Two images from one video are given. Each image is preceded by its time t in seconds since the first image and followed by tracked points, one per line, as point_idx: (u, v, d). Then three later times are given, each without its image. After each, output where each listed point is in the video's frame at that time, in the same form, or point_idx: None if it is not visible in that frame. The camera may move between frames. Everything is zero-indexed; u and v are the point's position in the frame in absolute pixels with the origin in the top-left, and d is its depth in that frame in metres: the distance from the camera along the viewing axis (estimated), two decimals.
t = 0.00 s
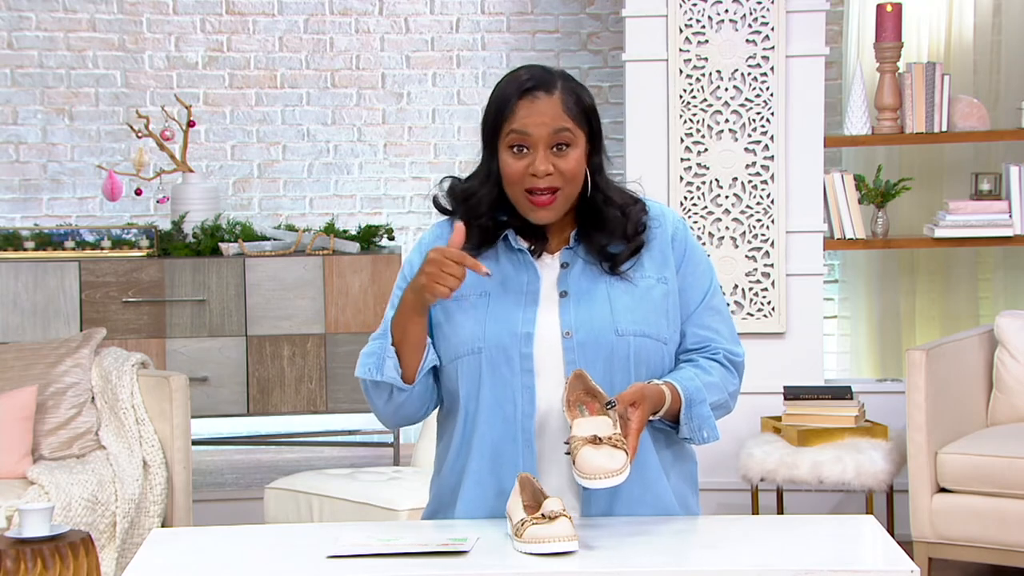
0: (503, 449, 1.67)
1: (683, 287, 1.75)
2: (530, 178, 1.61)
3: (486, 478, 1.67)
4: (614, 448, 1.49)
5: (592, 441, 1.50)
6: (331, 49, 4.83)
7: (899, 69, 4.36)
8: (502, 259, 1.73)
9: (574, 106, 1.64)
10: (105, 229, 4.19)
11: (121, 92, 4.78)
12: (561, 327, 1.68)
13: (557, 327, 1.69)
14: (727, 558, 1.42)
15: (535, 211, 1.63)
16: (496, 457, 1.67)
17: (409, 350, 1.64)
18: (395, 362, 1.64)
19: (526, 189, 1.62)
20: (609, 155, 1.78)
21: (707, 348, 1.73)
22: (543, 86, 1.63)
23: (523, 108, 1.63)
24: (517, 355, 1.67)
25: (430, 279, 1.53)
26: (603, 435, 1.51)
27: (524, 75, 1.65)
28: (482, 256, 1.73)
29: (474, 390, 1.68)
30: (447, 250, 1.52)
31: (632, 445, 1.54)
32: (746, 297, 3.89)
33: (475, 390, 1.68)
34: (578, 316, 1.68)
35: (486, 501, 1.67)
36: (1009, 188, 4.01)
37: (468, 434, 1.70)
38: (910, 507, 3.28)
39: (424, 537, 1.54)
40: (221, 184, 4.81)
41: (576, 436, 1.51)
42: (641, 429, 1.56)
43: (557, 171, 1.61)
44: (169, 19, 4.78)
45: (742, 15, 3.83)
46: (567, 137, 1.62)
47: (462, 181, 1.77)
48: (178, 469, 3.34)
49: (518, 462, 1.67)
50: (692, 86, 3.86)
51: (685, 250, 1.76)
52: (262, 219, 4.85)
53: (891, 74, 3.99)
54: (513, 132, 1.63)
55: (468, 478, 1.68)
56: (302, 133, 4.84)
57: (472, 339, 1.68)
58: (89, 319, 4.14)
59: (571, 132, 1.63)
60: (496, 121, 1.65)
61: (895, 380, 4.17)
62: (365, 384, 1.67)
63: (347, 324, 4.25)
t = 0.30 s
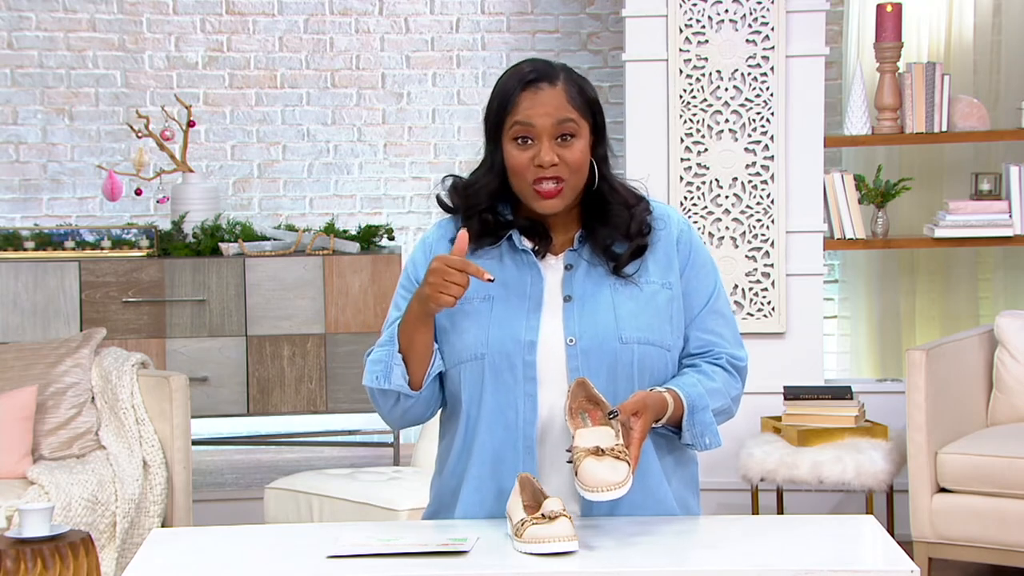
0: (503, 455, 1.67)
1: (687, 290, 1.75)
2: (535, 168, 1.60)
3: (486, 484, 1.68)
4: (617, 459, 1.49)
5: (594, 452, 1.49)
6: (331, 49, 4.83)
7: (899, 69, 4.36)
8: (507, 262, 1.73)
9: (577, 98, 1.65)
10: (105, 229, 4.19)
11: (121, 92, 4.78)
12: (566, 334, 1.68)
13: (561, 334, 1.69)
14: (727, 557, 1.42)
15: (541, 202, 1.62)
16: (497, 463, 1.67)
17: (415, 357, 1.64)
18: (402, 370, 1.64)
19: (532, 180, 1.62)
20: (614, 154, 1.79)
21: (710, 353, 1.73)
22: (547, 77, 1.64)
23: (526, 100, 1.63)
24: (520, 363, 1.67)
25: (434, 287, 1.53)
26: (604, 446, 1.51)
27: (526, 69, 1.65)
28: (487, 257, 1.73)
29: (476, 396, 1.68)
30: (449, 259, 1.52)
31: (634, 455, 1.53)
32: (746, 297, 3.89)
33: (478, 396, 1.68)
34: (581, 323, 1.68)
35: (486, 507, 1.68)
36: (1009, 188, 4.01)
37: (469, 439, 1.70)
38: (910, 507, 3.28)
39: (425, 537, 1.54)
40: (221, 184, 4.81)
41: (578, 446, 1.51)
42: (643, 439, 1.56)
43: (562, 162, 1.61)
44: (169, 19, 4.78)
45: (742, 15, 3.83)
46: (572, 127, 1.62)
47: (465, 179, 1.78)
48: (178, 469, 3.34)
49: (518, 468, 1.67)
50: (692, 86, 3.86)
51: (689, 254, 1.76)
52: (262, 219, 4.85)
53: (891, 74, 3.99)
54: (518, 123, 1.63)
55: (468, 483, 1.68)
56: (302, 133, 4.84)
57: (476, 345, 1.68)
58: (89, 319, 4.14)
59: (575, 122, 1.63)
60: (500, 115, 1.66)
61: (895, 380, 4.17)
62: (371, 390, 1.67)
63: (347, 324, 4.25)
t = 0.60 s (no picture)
0: (505, 455, 1.67)
1: (689, 291, 1.75)
2: (539, 168, 1.60)
3: (487, 484, 1.67)
4: (618, 461, 1.49)
5: (595, 454, 1.50)
6: (331, 49, 4.83)
7: (899, 69, 4.36)
8: (510, 262, 1.73)
9: (581, 99, 1.65)
10: (105, 229, 4.19)
11: (121, 92, 4.78)
12: (567, 335, 1.68)
13: (563, 335, 1.69)
14: (727, 558, 1.42)
15: (544, 203, 1.62)
16: (498, 464, 1.67)
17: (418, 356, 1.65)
18: (405, 370, 1.64)
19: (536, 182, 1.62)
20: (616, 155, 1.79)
21: (712, 355, 1.73)
22: (550, 77, 1.64)
23: (530, 100, 1.63)
24: (521, 363, 1.67)
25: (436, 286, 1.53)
26: (606, 448, 1.51)
27: (530, 69, 1.65)
28: (490, 256, 1.73)
29: (477, 396, 1.68)
30: (451, 259, 1.52)
31: (635, 458, 1.53)
32: (746, 296, 3.89)
33: (479, 397, 1.68)
34: (583, 324, 1.68)
35: (487, 506, 1.68)
36: (1009, 188, 4.01)
37: (470, 440, 1.70)
38: (910, 507, 3.28)
39: (425, 537, 1.54)
40: (222, 184, 4.81)
41: (579, 448, 1.51)
42: (644, 442, 1.56)
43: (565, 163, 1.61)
44: (169, 18, 4.78)
45: (742, 15, 3.83)
46: (575, 128, 1.62)
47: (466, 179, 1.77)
48: (178, 469, 3.34)
49: (519, 469, 1.66)
50: (692, 86, 3.86)
51: (691, 255, 1.76)
52: (262, 219, 4.85)
53: (891, 74, 3.99)
54: (521, 123, 1.63)
55: (469, 484, 1.68)
56: (302, 133, 4.84)
57: (477, 346, 1.68)
58: (89, 319, 4.14)
59: (579, 123, 1.63)
60: (504, 115, 1.65)
61: (895, 380, 4.17)
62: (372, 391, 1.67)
63: (347, 324, 4.25)
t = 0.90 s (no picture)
0: (505, 456, 1.67)
1: (690, 292, 1.75)
2: (534, 167, 1.60)
3: (487, 486, 1.67)
4: (618, 463, 1.50)
5: (595, 456, 1.50)
6: (331, 49, 4.83)
7: (899, 69, 4.36)
8: (511, 263, 1.73)
9: (582, 100, 1.65)
10: (105, 229, 4.19)
11: (121, 92, 4.78)
12: (567, 337, 1.68)
13: (564, 336, 1.69)
14: (727, 558, 1.42)
15: (540, 202, 1.61)
16: (499, 465, 1.67)
17: (419, 349, 1.65)
18: (405, 362, 1.65)
19: (531, 179, 1.61)
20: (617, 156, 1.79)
21: (713, 355, 1.73)
22: (551, 78, 1.64)
23: (530, 99, 1.63)
24: (522, 364, 1.67)
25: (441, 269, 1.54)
26: (606, 450, 1.52)
27: (533, 70, 1.66)
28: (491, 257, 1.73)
29: (477, 398, 1.68)
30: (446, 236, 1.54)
31: (635, 460, 1.54)
32: (746, 296, 3.89)
33: (479, 398, 1.68)
34: (584, 326, 1.68)
35: (488, 506, 1.68)
36: (1009, 188, 4.01)
37: (471, 440, 1.69)
38: (910, 507, 3.28)
39: (425, 537, 1.54)
40: (222, 184, 4.81)
41: (580, 450, 1.52)
42: (645, 443, 1.56)
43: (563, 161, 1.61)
44: (169, 19, 4.78)
45: (742, 15, 3.83)
46: (573, 129, 1.62)
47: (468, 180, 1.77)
48: (178, 469, 3.34)
49: (520, 469, 1.67)
50: (692, 86, 3.86)
51: (692, 256, 1.75)
52: (262, 219, 4.85)
53: (891, 74, 3.99)
54: (520, 122, 1.63)
55: (469, 484, 1.68)
56: (302, 133, 4.84)
57: (477, 347, 1.68)
58: (89, 320, 4.14)
59: (577, 124, 1.63)
60: (504, 114, 1.66)
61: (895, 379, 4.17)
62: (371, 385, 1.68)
63: (347, 324, 4.25)
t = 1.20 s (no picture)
0: (504, 468, 1.67)
1: (691, 298, 1.75)
2: (537, 176, 1.60)
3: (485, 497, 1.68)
4: (623, 474, 1.50)
5: (601, 467, 1.50)
6: (331, 49, 4.83)
7: (899, 69, 4.36)
8: (511, 269, 1.73)
9: (585, 106, 1.64)
10: (105, 229, 4.19)
11: (121, 92, 4.78)
12: (567, 350, 1.68)
13: (563, 348, 1.69)
14: (727, 557, 1.42)
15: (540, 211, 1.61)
16: (498, 476, 1.67)
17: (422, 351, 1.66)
18: (407, 364, 1.65)
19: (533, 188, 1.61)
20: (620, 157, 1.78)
21: (713, 361, 1.73)
22: (553, 84, 1.63)
23: (533, 106, 1.62)
24: (521, 377, 1.67)
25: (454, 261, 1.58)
26: (611, 461, 1.52)
27: (534, 74, 1.65)
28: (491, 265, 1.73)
29: (476, 409, 1.68)
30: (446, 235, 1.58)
31: (640, 469, 1.55)
32: (746, 296, 3.90)
33: (478, 410, 1.68)
34: (584, 339, 1.68)
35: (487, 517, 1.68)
36: (1009, 188, 4.00)
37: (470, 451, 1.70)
38: (910, 507, 3.28)
39: (424, 537, 1.54)
40: (221, 184, 4.81)
41: (585, 461, 1.52)
42: (649, 452, 1.57)
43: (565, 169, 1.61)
44: (169, 19, 4.78)
45: (742, 15, 3.83)
46: (576, 135, 1.61)
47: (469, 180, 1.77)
48: (178, 469, 3.34)
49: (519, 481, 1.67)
50: (692, 86, 3.86)
51: (693, 262, 1.75)
52: (262, 219, 4.85)
53: (891, 74, 3.99)
54: (522, 129, 1.62)
55: (468, 495, 1.68)
56: (302, 133, 4.84)
57: (476, 360, 1.68)
58: (89, 320, 4.14)
59: (580, 131, 1.62)
60: (505, 120, 1.65)
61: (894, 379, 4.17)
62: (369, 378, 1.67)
63: (347, 324, 4.25)
